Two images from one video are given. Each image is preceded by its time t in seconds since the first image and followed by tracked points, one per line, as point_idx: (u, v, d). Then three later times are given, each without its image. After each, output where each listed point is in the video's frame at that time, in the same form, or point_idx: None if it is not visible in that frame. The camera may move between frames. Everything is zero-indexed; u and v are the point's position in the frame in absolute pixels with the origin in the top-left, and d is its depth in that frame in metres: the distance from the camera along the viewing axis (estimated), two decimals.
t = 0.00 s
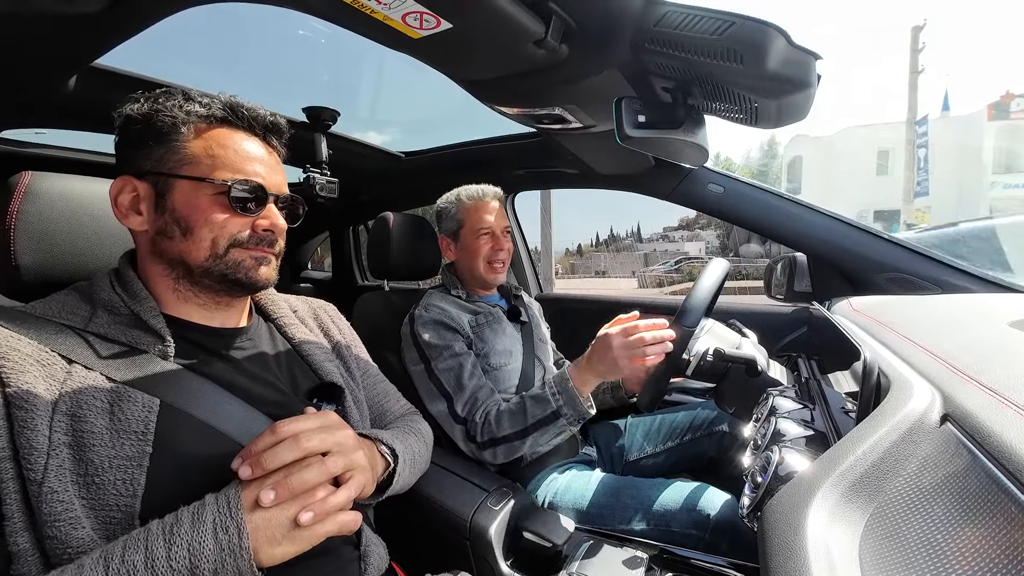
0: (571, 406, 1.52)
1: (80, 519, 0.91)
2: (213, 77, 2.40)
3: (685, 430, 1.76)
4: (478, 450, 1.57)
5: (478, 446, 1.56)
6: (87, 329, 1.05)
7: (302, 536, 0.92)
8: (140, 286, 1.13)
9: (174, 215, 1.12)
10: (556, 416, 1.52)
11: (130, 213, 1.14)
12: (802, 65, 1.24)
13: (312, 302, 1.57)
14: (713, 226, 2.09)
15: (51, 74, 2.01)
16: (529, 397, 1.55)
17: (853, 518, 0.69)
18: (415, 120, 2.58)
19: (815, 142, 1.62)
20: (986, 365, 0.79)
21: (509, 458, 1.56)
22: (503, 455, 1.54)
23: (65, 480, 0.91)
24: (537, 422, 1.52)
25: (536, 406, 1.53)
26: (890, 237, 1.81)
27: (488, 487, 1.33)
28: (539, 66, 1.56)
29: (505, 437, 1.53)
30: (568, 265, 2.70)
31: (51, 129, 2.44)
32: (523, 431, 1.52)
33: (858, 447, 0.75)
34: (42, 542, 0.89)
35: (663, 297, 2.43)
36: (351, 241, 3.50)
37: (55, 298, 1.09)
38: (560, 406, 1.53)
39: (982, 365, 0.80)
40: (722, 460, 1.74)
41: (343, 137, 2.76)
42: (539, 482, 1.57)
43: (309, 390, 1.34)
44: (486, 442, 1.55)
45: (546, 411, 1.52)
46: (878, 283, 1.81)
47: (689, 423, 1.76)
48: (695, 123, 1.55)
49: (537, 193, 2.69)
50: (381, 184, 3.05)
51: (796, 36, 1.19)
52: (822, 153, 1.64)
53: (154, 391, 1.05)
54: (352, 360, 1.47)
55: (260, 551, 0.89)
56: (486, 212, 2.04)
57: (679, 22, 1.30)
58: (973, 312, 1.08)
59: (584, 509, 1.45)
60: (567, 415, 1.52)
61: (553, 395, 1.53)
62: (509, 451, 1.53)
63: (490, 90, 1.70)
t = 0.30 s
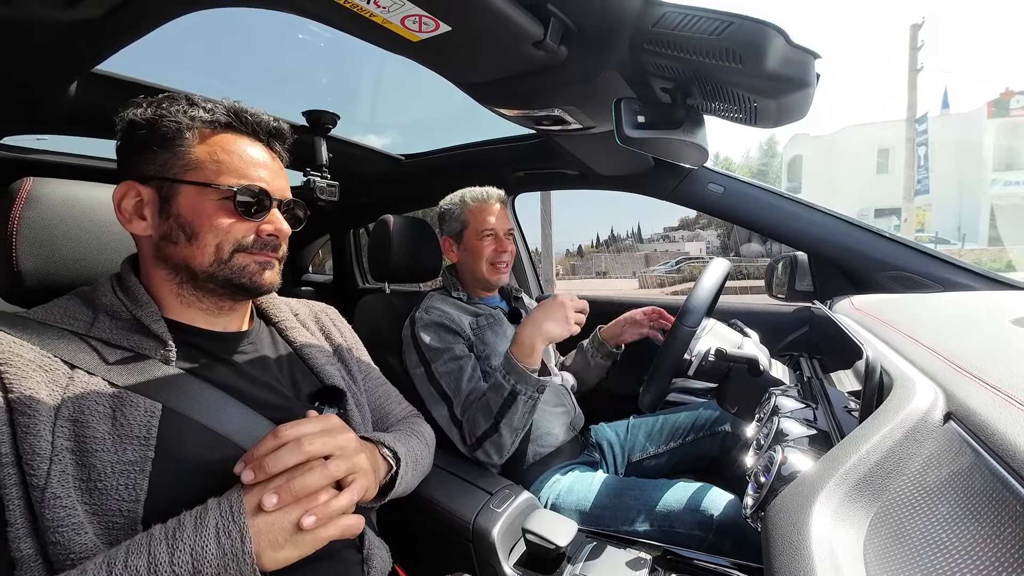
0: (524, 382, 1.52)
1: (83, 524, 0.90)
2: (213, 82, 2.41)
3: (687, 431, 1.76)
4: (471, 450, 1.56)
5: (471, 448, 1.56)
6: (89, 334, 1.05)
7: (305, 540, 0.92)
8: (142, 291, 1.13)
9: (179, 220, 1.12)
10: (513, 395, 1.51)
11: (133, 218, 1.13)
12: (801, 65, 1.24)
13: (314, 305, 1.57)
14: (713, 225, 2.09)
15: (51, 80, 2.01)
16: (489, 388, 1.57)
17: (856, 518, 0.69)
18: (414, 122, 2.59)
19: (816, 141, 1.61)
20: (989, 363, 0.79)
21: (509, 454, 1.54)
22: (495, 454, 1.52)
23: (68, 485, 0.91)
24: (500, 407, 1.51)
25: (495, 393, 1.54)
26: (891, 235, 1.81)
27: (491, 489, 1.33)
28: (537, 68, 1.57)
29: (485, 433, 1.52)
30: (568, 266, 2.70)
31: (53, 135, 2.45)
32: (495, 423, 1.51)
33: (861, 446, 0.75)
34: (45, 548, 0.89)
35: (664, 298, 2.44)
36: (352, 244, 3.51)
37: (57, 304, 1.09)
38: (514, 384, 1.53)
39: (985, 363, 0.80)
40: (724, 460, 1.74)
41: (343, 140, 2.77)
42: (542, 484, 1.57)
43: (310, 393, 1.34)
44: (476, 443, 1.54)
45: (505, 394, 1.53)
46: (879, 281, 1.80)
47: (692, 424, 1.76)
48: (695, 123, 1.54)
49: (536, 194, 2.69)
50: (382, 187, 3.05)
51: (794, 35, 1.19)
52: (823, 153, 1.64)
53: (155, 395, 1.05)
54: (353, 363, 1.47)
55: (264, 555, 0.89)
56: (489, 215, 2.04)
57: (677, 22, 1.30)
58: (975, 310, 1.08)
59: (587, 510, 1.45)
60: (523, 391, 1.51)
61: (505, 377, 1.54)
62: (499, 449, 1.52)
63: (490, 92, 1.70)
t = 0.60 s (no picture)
0: (517, 373, 1.53)
1: (86, 528, 0.90)
2: (213, 85, 2.41)
3: (689, 431, 1.75)
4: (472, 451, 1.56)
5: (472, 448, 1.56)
6: (92, 339, 1.05)
7: (307, 542, 0.92)
8: (144, 295, 1.13)
9: (182, 224, 1.12)
10: (507, 389, 1.52)
11: (136, 222, 1.14)
12: (801, 63, 1.24)
13: (315, 307, 1.57)
14: (715, 225, 2.09)
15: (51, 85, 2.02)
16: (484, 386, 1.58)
17: (859, 517, 0.69)
18: (414, 124, 2.59)
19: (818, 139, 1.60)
20: (991, 360, 0.79)
21: (512, 450, 1.55)
22: (496, 452, 1.53)
23: (71, 489, 0.91)
24: (496, 402, 1.52)
25: (490, 390, 1.55)
26: (892, 233, 1.81)
27: (493, 490, 1.33)
28: (537, 69, 1.57)
29: (484, 431, 1.53)
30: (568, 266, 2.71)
31: (54, 139, 2.45)
32: (493, 420, 1.52)
33: (864, 445, 0.75)
34: (49, 552, 0.89)
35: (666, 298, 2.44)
36: (352, 245, 3.51)
37: (59, 308, 1.09)
38: (507, 377, 1.53)
39: (987, 361, 0.79)
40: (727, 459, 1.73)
41: (343, 142, 2.77)
42: (544, 484, 1.57)
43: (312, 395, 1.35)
44: (476, 444, 1.55)
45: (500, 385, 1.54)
46: (881, 280, 1.80)
47: (694, 423, 1.75)
48: (695, 123, 1.54)
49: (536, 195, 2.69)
50: (382, 189, 3.06)
51: (793, 35, 1.20)
52: (824, 150, 1.62)
53: (157, 399, 1.05)
54: (355, 365, 1.47)
55: (266, 557, 0.89)
56: (490, 216, 2.03)
57: (676, 22, 1.30)
58: (977, 307, 1.08)
59: (589, 510, 1.45)
60: (517, 382, 1.52)
61: (498, 371, 1.55)
62: (501, 446, 1.52)
63: (490, 93, 1.70)
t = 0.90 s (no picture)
0: (532, 390, 1.50)
1: (89, 531, 0.90)
2: (213, 87, 2.42)
3: (691, 430, 1.75)
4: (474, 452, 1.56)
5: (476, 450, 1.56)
6: (94, 341, 1.05)
7: (310, 541, 0.92)
8: (146, 297, 1.13)
9: (184, 226, 1.12)
10: (520, 403, 1.49)
11: (138, 223, 1.14)
12: (800, 61, 1.24)
13: (316, 309, 1.57)
14: (714, 224, 2.09)
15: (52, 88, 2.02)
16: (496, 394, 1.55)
17: (862, 516, 0.69)
18: (414, 125, 2.59)
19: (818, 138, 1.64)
20: (993, 358, 0.79)
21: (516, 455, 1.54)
22: (500, 456, 1.52)
23: (74, 492, 0.91)
24: (507, 415, 1.50)
25: (501, 400, 1.52)
26: (893, 231, 1.80)
27: (495, 490, 1.33)
28: (537, 69, 1.57)
29: (490, 438, 1.52)
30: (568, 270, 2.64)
31: (55, 142, 2.46)
32: (501, 428, 1.50)
33: (866, 444, 0.75)
34: (52, 555, 0.89)
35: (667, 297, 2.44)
36: (353, 246, 3.52)
37: (61, 311, 1.10)
38: (522, 392, 1.50)
39: (989, 359, 0.79)
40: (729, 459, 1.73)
41: (343, 144, 2.77)
42: (546, 485, 1.56)
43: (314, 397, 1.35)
44: (480, 446, 1.53)
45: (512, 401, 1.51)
46: (883, 278, 1.79)
47: (696, 423, 1.75)
48: (695, 122, 1.54)
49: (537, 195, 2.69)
50: (383, 190, 3.06)
51: (793, 33, 1.20)
52: (824, 150, 1.66)
53: (159, 401, 1.05)
54: (356, 366, 1.47)
55: (269, 557, 0.89)
56: (498, 215, 2.03)
57: (676, 21, 1.30)
58: (979, 305, 1.08)
59: (591, 511, 1.44)
60: (531, 399, 1.49)
61: (513, 384, 1.52)
62: (505, 451, 1.52)
63: (489, 94, 1.70)
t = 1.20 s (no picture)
0: (541, 407, 1.47)
1: (92, 531, 0.91)
2: (214, 88, 2.42)
3: (692, 430, 1.75)
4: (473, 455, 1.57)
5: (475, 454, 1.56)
6: (96, 342, 1.06)
7: (312, 537, 0.92)
8: (147, 297, 1.13)
9: (185, 226, 1.12)
10: (528, 418, 1.47)
11: (139, 224, 1.14)
12: (801, 59, 1.24)
13: (316, 309, 1.57)
14: (716, 223, 2.07)
15: (53, 89, 2.02)
16: (504, 401, 1.53)
17: (864, 515, 0.69)
18: (415, 125, 2.60)
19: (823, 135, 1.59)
20: (996, 356, 0.79)
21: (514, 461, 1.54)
22: (499, 462, 1.52)
23: (77, 492, 0.91)
24: (513, 426, 1.48)
25: (509, 410, 1.50)
26: (895, 230, 1.79)
27: (496, 490, 1.33)
28: (537, 69, 1.57)
29: (492, 445, 1.52)
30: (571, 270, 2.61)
31: (56, 143, 2.47)
32: (505, 437, 1.49)
33: (867, 442, 0.75)
34: (55, 555, 0.89)
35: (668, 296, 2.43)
36: (354, 246, 3.52)
37: (63, 312, 1.10)
38: (531, 407, 1.48)
39: (991, 358, 0.79)
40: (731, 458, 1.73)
41: (343, 144, 2.78)
42: (547, 485, 1.56)
43: (314, 396, 1.35)
44: (480, 451, 1.54)
45: (520, 416, 1.48)
46: (885, 276, 1.79)
47: (697, 422, 1.76)
48: (695, 120, 1.54)
49: (538, 195, 2.69)
50: (384, 190, 3.06)
51: (794, 32, 1.19)
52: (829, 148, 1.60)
53: (160, 401, 1.06)
54: (357, 366, 1.47)
55: (271, 555, 0.89)
56: (504, 214, 2.05)
57: (676, 20, 1.30)
58: (981, 304, 1.07)
59: (593, 510, 1.44)
60: (539, 415, 1.46)
61: (524, 398, 1.48)
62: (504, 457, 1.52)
63: (490, 93, 1.70)
